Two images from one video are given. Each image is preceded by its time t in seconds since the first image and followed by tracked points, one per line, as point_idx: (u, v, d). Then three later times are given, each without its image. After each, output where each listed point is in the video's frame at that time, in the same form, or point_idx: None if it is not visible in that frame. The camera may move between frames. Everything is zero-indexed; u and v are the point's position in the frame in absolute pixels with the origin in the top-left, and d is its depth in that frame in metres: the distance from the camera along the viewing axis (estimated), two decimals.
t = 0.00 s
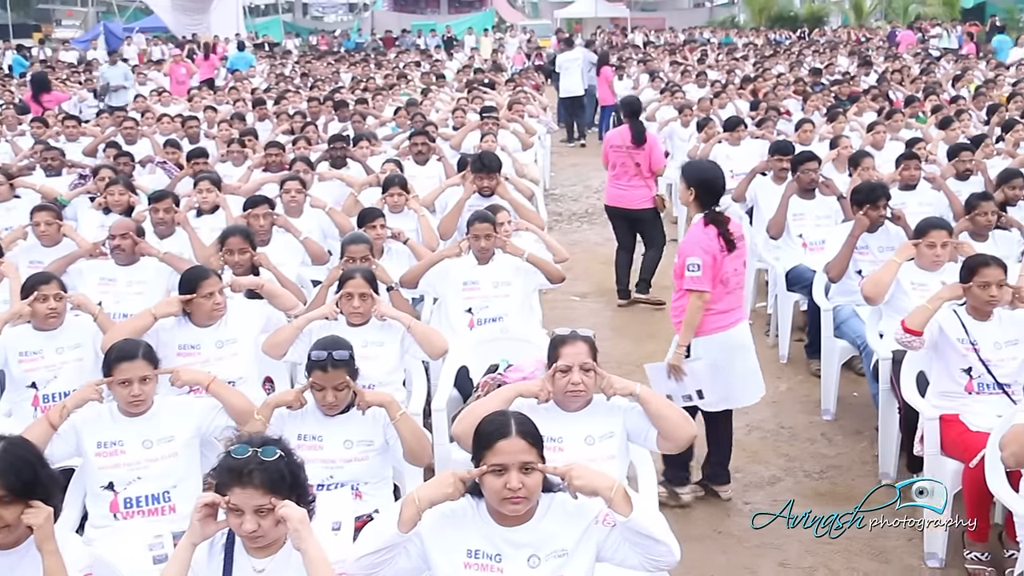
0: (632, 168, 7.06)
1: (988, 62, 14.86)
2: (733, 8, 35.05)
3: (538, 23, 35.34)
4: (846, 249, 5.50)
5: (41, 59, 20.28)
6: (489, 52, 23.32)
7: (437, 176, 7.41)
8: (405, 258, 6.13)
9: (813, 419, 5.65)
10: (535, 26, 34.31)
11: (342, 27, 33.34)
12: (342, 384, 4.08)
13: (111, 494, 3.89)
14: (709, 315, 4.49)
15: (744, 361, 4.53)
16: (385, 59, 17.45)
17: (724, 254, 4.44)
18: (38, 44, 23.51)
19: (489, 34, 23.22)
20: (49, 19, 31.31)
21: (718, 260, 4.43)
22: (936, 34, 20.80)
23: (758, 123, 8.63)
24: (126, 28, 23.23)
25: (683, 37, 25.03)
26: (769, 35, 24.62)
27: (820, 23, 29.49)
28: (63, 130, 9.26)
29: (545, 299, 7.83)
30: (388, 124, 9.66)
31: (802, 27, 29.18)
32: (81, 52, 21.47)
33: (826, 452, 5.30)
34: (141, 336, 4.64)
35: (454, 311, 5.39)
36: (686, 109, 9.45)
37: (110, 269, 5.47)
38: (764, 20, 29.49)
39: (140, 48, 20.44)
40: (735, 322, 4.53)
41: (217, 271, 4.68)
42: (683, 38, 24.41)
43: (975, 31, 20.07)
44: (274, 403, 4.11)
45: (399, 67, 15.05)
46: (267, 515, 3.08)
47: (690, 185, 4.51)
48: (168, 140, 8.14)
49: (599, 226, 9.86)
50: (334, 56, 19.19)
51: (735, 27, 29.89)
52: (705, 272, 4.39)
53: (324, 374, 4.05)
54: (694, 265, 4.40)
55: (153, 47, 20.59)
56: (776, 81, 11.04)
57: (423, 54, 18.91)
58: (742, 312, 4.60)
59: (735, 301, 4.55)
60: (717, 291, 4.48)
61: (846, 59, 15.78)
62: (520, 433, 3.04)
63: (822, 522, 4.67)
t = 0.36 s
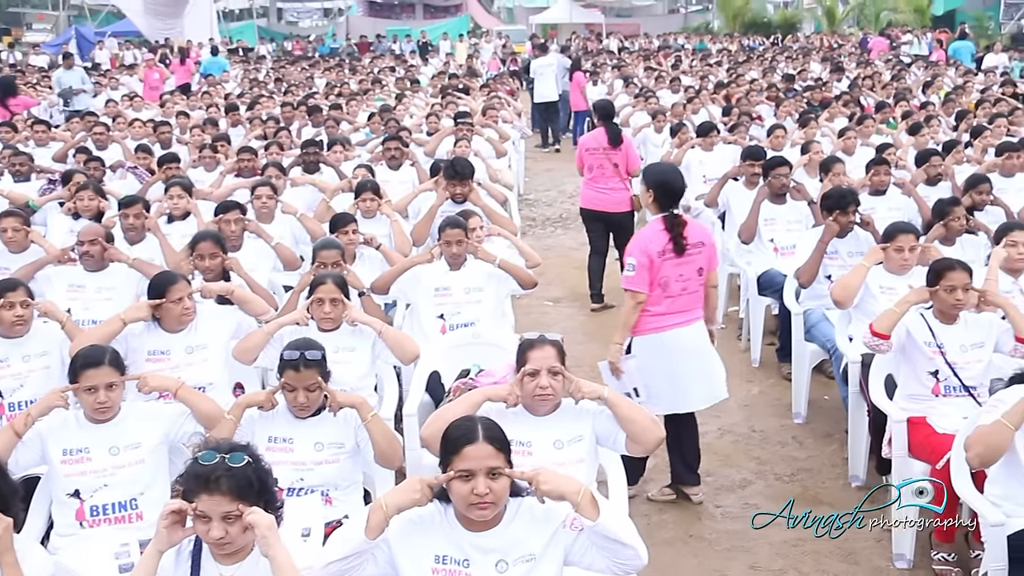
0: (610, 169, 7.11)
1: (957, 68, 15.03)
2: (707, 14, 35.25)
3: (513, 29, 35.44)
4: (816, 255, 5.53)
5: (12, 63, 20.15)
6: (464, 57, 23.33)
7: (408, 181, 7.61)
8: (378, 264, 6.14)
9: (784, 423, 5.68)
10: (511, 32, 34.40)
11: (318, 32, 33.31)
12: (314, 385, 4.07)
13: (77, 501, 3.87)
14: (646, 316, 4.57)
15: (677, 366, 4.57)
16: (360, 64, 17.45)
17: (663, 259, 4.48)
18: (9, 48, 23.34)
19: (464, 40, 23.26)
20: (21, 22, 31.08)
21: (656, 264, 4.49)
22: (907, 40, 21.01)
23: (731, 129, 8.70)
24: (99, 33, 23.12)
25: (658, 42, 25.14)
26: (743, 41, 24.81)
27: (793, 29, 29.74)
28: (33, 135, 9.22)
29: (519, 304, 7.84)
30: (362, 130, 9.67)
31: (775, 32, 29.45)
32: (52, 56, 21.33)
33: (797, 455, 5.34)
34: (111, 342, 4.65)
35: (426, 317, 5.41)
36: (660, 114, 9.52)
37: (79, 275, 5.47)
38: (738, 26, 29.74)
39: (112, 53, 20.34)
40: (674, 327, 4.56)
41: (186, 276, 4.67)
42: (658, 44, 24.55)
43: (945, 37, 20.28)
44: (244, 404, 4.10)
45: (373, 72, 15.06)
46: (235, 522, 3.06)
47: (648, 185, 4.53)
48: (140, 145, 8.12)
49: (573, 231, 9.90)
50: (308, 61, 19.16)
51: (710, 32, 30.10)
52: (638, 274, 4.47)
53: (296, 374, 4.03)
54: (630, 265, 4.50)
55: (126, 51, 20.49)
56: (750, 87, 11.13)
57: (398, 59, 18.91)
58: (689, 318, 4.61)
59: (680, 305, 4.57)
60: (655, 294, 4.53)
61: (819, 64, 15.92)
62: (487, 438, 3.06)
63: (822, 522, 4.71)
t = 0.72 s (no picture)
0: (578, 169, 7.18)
1: (906, 73, 15.29)
2: (663, 18, 35.52)
3: (470, 32, 35.47)
4: (771, 259, 5.61)
5: None
6: (420, 60, 23.31)
7: (363, 184, 7.57)
8: (331, 270, 6.08)
9: (738, 423, 5.73)
10: (467, 36, 34.47)
11: (274, 36, 33.11)
12: (267, 387, 4.04)
13: (21, 510, 3.80)
14: (574, 314, 4.68)
15: (602, 364, 4.67)
16: (314, 67, 17.36)
17: (590, 258, 4.56)
18: None
19: (420, 44, 23.25)
20: None
21: (583, 263, 4.57)
22: (858, 45, 21.34)
23: (685, 133, 8.77)
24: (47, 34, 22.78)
25: (614, 46, 25.29)
26: (697, 45, 25.04)
27: (747, 33, 30.14)
28: None
29: (474, 308, 7.84)
30: (316, 133, 9.63)
31: (729, 37, 29.86)
32: None
33: (749, 455, 5.38)
34: (57, 347, 4.56)
35: (379, 322, 5.39)
36: (614, 118, 9.58)
37: (25, 281, 5.38)
38: (692, 30, 30.16)
39: (61, 55, 20.03)
40: (601, 325, 4.65)
41: (135, 279, 4.60)
42: (613, 48, 24.72)
43: (895, 42, 20.65)
44: (195, 406, 4.05)
45: (328, 76, 15.00)
46: (183, 529, 3.01)
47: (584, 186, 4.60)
48: (88, 149, 8.01)
49: (528, 234, 9.92)
50: (262, 65, 19.01)
51: (665, 37, 30.42)
52: (563, 273, 4.58)
53: (248, 375, 3.99)
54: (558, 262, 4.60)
55: (75, 54, 20.20)
56: (703, 91, 11.24)
57: (353, 62, 18.84)
58: (619, 317, 4.68)
59: (608, 304, 4.65)
60: (583, 292, 4.63)
61: (772, 68, 16.13)
62: (439, 441, 3.02)
63: (822, 522, 4.70)
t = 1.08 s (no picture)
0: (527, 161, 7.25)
1: (834, 67, 15.58)
2: (595, 13, 35.70)
3: (402, 28, 35.23)
4: (712, 254, 5.67)
5: None
6: (352, 55, 23.10)
7: (295, 180, 7.48)
8: (263, 266, 5.97)
9: (674, 415, 5.80)
10: (399, 31, 34.30)
11: (202, 31, 32.52)
12: (200, 384, 3.89)
13: None
14: (497, 306, 4.76)
15: (523, 356, 4.77)
16: (245, 62, 17.09)
17: (510, 251, 4.65)
18: None
19: (352, 38, 23.05)
20: None
21: (503, 256, 4.66)
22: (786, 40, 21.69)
23: (618, 126, 8.83)
24: None
25: (546, 41, 25.38)
26: (628, 39, 25.24)
27: (678, 28, 30.52)
28: None
29: (409, 304, 7.79)
30: (247, 130, 9.49)
31: (660, 31, 30.18)
32: None
33: (686, 446, 5.44)
34: None
35: (313, 319, 5.35)
36: (548, 112, 9.61)
37: None
38: (623, 25, 30.46)
39: None
40: (522, 317, 4.74)
41: (61, 279, 4.48)
42: (546, 41, 24.79)
43: (822, 36, 21.08)
44: (126, 406, 3.89)
45: (259, 71, 14.79)
46: (115, 533, 2.89)
47: (505, 180, 4.67)
48: (9, 146, 7.78)
49: (463, 229, 9.89)
50: (189, 60, 18.66)
51: (597, 31, 30.64)
52: (484, 266, 4.66)
53: (181, 373, 3.83)
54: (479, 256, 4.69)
55: None
56: (636, 84, 11.34)
57: (283, 57, 18.60)
58: (541, 309, 4.77)
59: (529, 297, 4.74)
60: (504, 285, 4.71)
61: (703, 62, 16.36)
62: (376, 439, 2.99)
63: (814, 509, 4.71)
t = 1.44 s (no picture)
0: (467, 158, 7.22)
1: (763, 62, 15.79)
2: (526, 8, 35.69)
3: (331, 23, 34.79)
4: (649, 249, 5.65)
5: None
6: (281, 52, 22.74)
7: (226, 178, 7.32)
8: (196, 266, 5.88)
9: (612, 410, 5.81)
10: (328, 27, 33.94)
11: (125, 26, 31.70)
12: (133, 390, 3.72)
13: None
14: (431, 301, 4.81)
15: (457, 350, 4.84)
16: (171, 59, 16.71)
17: (442, 245, 4.69)
18: None
19: (280, 34, 22.71)
20: None
21: (436, 250, 4.69)
22: (715, 34, 21.95)
23: (551, 122, 8.83)
24: None
25: (477, 36, 25.28)
26: (559, 34, 25.31)
27: (608, 22, 30.75)
28: None
29: (343, 303, 7.68)
30: (175, 128, 9.26)
31: (590, 26, 30.37)
32: None
33: (624, 441, 5.46)
34: None
35: (248, 321, 5.23)
36: (481, 108, 9.58)
37: None
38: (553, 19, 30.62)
39: None
40: (456, 310, 4.80)
41: None
42: (477, 37, 24.74)
43: (750, 29, 21.41)
44: (54, 413, 3.69)
45: (186, 68, 14.46)
46: (44, 546, 2.71)
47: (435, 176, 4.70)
48: None
49: (397, 227, 9.79)
50: (113, 56, 18.17)
51: (527, 26, 30.68)
52: (416, 261, 4.69)
53: (112, 379, 3.67)
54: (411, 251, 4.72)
55: None
56: (568, 79, 11.36)
57: (211, 54, 18.24)
58: (474, 301, 4.84)
59: (462, 290, 4.80)
60: (437, 279, 4.75)
61: (634, 56, 16.50)
62: (314, 443, 2.92)
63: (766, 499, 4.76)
